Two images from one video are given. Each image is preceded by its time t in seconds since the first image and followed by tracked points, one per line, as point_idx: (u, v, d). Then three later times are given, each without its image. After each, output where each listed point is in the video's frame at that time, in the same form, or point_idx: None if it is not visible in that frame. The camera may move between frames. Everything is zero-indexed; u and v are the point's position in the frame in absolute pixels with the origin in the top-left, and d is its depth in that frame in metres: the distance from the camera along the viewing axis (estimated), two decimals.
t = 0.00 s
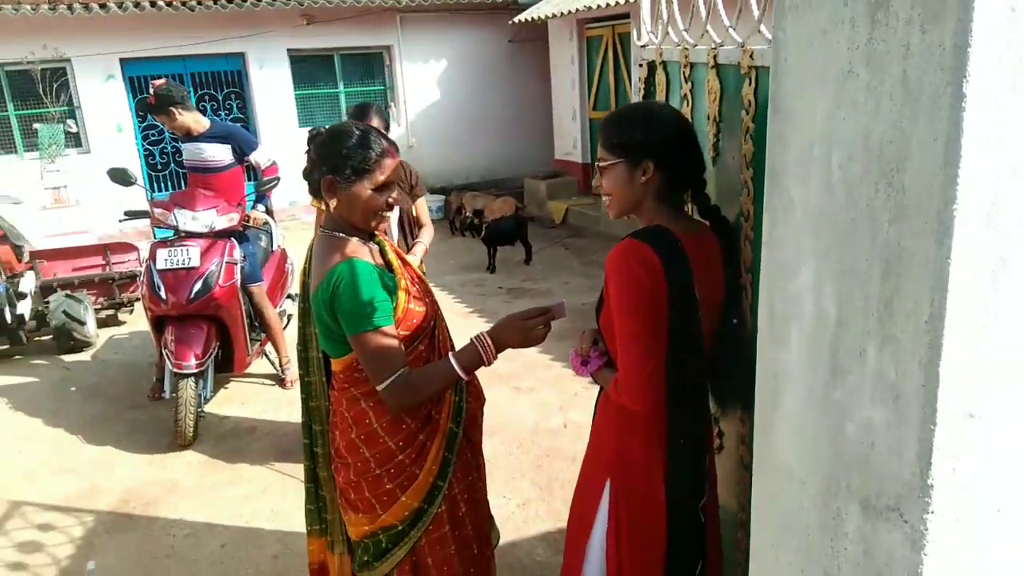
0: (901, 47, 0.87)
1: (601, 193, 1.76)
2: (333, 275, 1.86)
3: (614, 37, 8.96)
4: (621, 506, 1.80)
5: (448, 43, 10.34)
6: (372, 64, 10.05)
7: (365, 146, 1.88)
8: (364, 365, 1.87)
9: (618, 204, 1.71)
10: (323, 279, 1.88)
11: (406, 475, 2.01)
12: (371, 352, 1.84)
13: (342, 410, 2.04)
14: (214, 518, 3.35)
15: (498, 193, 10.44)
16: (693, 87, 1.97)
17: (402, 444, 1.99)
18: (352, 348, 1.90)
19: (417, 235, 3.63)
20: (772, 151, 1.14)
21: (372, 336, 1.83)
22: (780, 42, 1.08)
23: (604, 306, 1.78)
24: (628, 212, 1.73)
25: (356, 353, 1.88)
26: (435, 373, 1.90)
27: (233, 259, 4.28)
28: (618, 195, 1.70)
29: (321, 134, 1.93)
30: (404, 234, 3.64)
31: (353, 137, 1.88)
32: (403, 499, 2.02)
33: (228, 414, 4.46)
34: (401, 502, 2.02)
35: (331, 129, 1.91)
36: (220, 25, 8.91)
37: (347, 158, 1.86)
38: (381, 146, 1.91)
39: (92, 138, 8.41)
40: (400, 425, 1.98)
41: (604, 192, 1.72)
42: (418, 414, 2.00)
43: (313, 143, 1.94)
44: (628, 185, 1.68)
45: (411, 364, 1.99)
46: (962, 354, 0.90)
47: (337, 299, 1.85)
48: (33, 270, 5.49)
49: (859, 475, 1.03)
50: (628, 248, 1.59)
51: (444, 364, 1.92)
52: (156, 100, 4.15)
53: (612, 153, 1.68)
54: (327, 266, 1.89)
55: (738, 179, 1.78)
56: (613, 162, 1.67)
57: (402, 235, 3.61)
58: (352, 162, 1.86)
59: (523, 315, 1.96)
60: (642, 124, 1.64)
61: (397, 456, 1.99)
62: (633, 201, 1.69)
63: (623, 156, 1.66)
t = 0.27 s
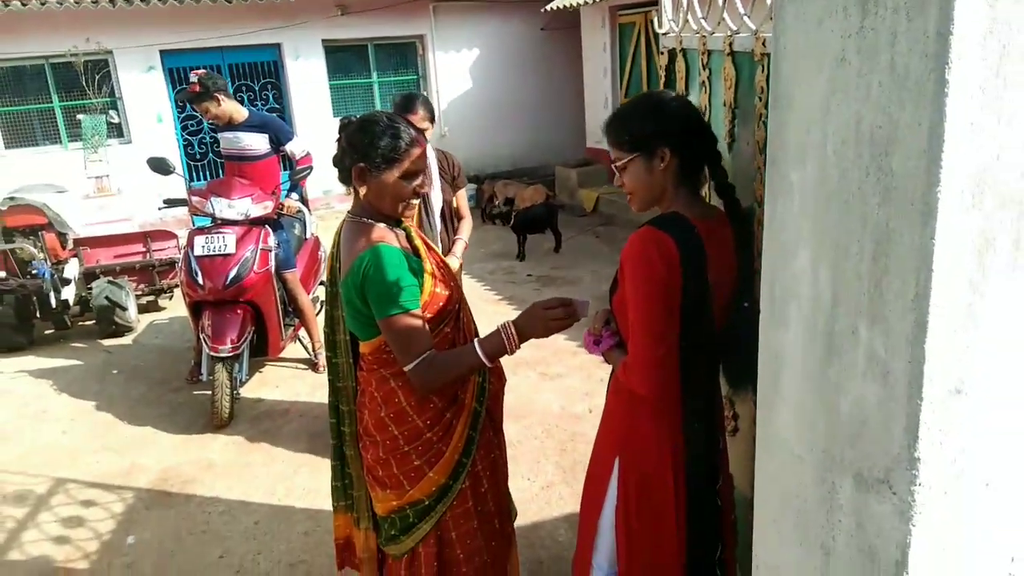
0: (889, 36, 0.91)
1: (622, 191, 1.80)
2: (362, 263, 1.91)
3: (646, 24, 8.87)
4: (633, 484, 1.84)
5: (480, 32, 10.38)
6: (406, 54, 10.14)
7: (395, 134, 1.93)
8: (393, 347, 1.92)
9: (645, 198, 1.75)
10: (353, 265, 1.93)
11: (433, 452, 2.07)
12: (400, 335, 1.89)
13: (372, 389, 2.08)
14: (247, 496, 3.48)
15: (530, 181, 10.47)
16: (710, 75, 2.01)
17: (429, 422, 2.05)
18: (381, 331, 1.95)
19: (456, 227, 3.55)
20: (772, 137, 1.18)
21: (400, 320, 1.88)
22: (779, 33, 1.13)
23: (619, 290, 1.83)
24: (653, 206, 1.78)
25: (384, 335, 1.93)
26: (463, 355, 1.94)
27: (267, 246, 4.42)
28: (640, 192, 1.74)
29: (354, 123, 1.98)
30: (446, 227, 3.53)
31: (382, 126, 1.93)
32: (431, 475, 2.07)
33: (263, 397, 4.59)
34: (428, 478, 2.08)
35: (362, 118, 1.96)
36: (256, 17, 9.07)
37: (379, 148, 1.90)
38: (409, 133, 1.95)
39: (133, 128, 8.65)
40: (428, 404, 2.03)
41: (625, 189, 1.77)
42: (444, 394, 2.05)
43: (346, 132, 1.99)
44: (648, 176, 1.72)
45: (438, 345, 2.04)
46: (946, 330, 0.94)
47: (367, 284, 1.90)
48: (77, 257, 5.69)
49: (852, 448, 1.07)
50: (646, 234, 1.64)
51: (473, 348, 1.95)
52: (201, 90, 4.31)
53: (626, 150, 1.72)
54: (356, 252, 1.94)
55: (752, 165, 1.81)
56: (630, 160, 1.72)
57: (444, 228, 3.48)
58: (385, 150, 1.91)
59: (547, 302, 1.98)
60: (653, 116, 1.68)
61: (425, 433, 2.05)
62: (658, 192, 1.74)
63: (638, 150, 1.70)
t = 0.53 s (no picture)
0: (873, 35, 0.93)
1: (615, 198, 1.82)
2: (364, 262, 1.91)
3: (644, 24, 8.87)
4: (626, 480, 1.86)
5: (479, 33, 10.39)
6: (405, 55, 10.16)
7: (394, 133, 1.94)
8: (398, 346, 1.90)
9: (635, 200, 1.77)
10: (354, 266, 1.94)
11: (433, 450, 2.08)
12: (402, 334, 1.88)
13: (372, 388, 2.10)
14: (248, 497, 3.49)
15: (530, 181, 10.49)
16: (704, 74, 2.02)
17: (430, 420, 2.06)
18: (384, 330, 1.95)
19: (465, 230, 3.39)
20: (761, 135, 1.19)
21: (404, 319, 1.88)
22: (767, 31, 1.14)
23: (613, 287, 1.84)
24: (646, 207, 1.80)
25: (388, 334, 1.93)
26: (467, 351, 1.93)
27: (267, 248, 4.44)
28: (632, 194, 1.76)
29: (353, 125, 2.00)
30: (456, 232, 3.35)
31: (380, 126, 1.94)
32: (431, 473, 2.09)
33: (263, 398, 4.60)
34: (429, 475, 2.09)
35: (363, 119, 1.97)
36: (255, 18, 9.09)
37: (380, 148, 1.92)
38: (407, 130, 1.97)
39: (133, 131, 8.67)
40: (428, 402, 2.04)
41: (618, 196, 1.79)
42: (445, 392, 2.07)
43: (345, 134, 2.01)
44: (640, 179, 1.74)
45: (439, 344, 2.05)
46: (931, 323, 0.96)
47: (369, 284, 1.90)
48: (78, 259, 5.70)
49: (841, 441, 1.09)
50: (639, 232, 1.65)
51: (479, 348, 1.93)
52: (205, 90, 4.39)
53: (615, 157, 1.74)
54: (354, 254, 1.95)
55: (745, 163, 1.82)
56: (620, 166, 1.73)
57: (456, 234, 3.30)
58: (387, 149, 1.92)
59: (553, 301, 1.97)
60: (641, 121, 1.71)
61: (425, 432, 2.06)
62: (650, 194, 1.76)
63: (627, 157, 1.72)
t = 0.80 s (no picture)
0: (905, 41, 0.91)
1: (639, 185, 1.76)
2: (384, 264, 1.91)
3: (662, 27, 8.82)
4: (643, 485, 1.84)
5: (496, 35, 10.39)
6: (422, 57, 10.17)
7: (415, 136, 1.95)
8: (419, 347, 1.89)
9: (665, 193, 1.73)
10: (374, 267, 1.94)
11: (451, 454, 2.08)
12: (422, 336, 1.88)
13: (390, 391, 2.10)
14: (263, 497, 3.51)
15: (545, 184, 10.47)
16: (726, 78, 2.00)
17: (447, 425, 2.05)
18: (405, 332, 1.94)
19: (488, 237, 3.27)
20: (787, 141, 1.18)
21: (424, 320, 1.87)
22: (794, 36, 1.13)
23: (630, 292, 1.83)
24: (664, 207, 1.77)
25: (408, 336, 1.92)
26: (488, 353, 1.91)
27: (284, 249, 4.46)
28: (666, 185, 1.72)
29: (374, 128, 1.99)
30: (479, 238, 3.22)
31: (400, 128, 1.95)
32: (448, 476, 2.08)
33: (278, 398, 4.62)
34: (446, 480, 2.09)
35: (384, 123, 1.97)
36: (274, 20, 9.15)
37: (399, 150, 1.92)
38: (427, 134, 1.97)
39: (152, 131, 8.74)
40: (446, 405, 2.04)
41: (650, 183, 1.73)
42: (463, 396, 2.06)
43: (365, 136, 2.00)
44: (683, 175, 1.72)
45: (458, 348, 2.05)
46: (960, 333, 0.94)
47: (389, 286, 1.90)
48: (96, 258, 5.76)
49: (867, 452, 1.07)
50: (656, 235, 1.63)
51: (504, 351, 1.91)
52: (227, 91, 4.41)
53: (669, 144, 1.70)
54: (375, 255, 1.95)
55: (768, 168, 1.80)
56: (671, 153, 1.69)
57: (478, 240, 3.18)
58: (407, 151, 1.92)
59: (581, 303, 1.92)
60: (693, 119, 1.71)
61: (443, 436, 2.06)
62: (683, 191, 1.74)
63: (682, 149, 1.69)
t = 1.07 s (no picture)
0: (906, 58, 0.92)
1: (649, 200, 1.76)
2: (385, 276, 1.91)
3: (658, 40, 8.86)
4: (646, 495, 1.84)
5: (492, 48, 10.44)
6: (419, 68, 10.21)
7: (416, 148, 1.95)
8: (419, 360, 1.89)
9: (673, 208, 1.74)
10: (375, 279, 1.93)
11: (450, 466, 2.07)
12: (423, 348, 1.87)
13: (389, 403, 2.09)
14: (258, 509, 3.48)
15: (541, 196, 10.49)
16: (724, 92, 2.02)
17: (447, 437, 2.05)
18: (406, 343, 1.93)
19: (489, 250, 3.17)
20: (788, 156, 1.19)
21: (425, 332, 1.87)
22: (795, 51, 1.14)
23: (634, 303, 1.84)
24: (666, 219, 1.77)
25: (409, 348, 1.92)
26: (489, 365, 1.91)
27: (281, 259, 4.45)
28: (678, 199, 1.73)
29: (375, 139, 2.00)
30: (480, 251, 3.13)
31: (402, 140, 1.95)
32: (448, 489, 2.08)
33: (274, 409, 4.59)
34: (445, 493, 2.08)
35: (385, 134, 1.98)
36: (271, 31, 9.17)
37: (400, 162, 1.92)
38: (429, 147, 1.97)
39: (148, 141, 8.74)
40: (446, 418, 2.04)
41: (663, 198, 1.74)
42: (462, 409, 2.06)
43: (367, 147, 2.00)
44: (694, 190, 1.73)
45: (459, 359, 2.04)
46: (963, 349, 0.95)
47: (390, 298, 1.90)
48: (91, 268, 5.74)
49: (869, 467, 1.07)
50: (661, 242, 1.64)
51: (507, 364, 1.90)
52: (225, 102, 4.41)
53: (681, 159, 1.71)
54: (375, 266, 1.95)
55: (767, 182, 1.81)
56: (683, 168, 1.71)
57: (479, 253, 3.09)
58: (408, 162, 1.93)
59: (585, 315, 1.91)
60: (702, 133, 1.72)
61: (442, 448, 2.05)
62: (692, 206, 1.75)
63: (694, 164, 1.71)
